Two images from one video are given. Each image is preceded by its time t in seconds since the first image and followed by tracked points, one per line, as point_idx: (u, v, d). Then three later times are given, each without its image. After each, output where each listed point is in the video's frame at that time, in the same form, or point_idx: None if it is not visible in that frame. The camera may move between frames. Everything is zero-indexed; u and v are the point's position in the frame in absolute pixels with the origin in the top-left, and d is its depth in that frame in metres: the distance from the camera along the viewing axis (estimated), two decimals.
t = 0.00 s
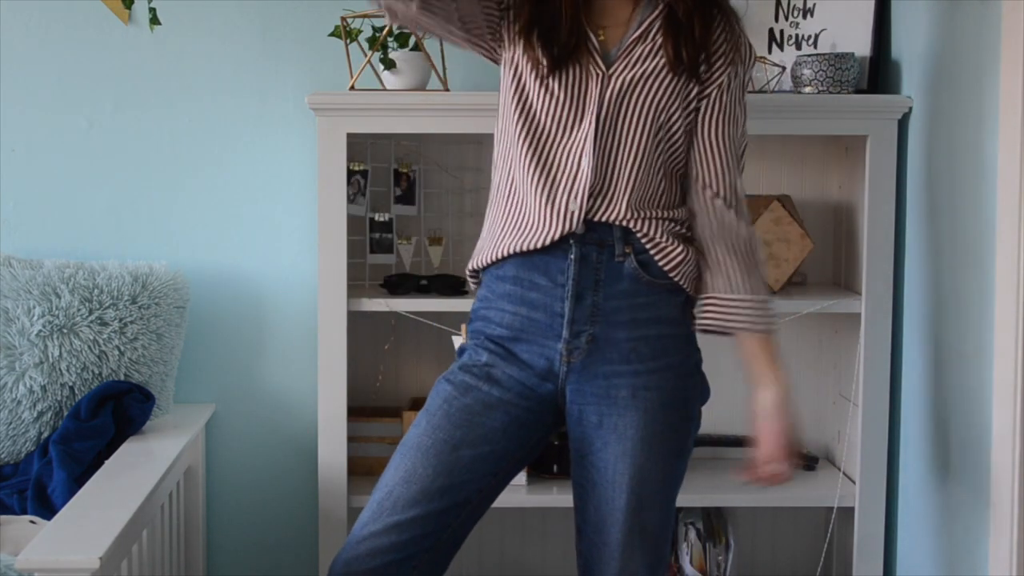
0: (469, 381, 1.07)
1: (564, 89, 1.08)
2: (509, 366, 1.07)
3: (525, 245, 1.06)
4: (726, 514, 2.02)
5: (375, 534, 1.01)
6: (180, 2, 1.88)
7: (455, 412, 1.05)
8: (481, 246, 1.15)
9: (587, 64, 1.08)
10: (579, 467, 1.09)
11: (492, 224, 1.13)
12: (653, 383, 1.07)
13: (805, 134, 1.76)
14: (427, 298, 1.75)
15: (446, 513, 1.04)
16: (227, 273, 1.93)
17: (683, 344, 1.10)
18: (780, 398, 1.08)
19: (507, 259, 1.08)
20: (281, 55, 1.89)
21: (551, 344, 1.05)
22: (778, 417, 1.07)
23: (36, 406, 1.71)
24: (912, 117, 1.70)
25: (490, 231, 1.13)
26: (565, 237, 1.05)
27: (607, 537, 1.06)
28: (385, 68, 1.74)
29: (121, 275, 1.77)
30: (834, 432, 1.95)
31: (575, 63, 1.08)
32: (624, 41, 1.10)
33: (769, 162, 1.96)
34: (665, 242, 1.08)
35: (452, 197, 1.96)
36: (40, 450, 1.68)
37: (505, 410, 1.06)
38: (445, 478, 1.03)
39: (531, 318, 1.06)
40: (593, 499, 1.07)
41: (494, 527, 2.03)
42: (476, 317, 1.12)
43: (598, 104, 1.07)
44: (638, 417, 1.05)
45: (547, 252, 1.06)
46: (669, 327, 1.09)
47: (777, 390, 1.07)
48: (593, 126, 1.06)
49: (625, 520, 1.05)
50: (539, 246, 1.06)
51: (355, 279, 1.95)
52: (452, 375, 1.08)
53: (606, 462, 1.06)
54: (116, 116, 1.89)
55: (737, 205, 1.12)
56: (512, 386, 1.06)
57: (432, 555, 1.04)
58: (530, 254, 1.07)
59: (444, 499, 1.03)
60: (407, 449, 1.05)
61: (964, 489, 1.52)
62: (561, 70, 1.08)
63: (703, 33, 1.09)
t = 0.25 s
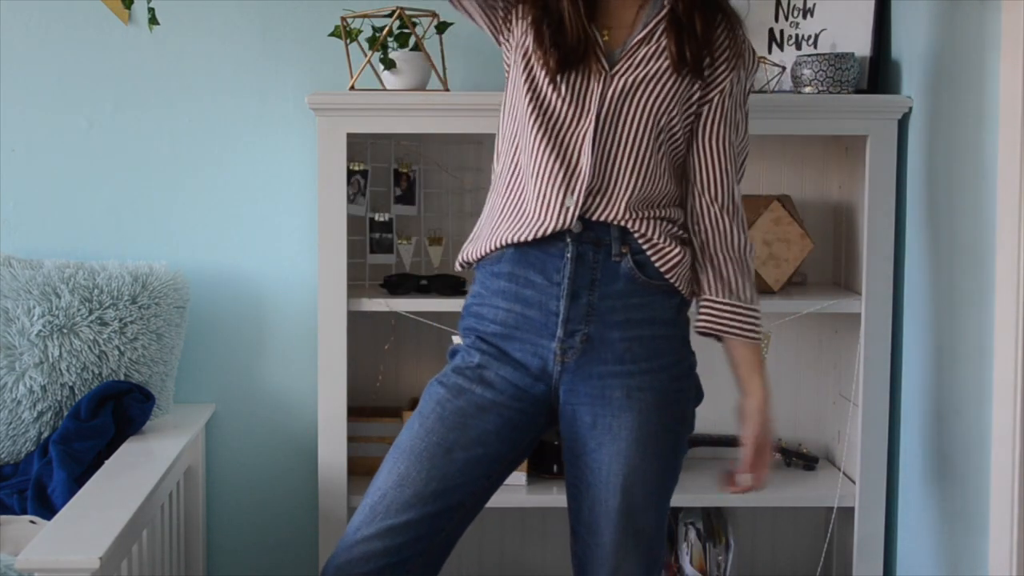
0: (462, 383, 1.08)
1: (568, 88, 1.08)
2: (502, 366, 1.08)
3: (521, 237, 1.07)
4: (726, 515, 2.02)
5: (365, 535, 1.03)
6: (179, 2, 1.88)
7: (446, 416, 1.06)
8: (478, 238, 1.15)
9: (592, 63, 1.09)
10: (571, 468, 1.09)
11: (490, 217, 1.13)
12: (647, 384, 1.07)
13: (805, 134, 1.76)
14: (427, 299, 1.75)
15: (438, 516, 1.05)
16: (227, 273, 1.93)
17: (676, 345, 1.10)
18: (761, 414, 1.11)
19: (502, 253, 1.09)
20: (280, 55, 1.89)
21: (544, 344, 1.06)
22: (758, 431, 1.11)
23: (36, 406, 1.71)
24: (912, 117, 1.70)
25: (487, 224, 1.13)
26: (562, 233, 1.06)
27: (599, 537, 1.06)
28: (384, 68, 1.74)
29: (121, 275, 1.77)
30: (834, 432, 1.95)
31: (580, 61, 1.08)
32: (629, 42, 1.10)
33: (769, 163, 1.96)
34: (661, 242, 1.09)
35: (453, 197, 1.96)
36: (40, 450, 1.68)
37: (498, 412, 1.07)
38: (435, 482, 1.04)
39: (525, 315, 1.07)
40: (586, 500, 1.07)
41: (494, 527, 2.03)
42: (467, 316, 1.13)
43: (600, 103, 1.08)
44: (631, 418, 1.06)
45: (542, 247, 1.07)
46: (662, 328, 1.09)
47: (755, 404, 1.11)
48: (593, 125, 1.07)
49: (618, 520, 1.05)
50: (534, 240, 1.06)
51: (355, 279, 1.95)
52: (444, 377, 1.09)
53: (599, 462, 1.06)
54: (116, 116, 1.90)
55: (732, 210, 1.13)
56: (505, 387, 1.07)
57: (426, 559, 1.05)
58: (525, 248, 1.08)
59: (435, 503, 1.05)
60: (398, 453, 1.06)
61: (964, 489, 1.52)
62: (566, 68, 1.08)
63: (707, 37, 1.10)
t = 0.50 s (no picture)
0: (448, 382, 1.05)
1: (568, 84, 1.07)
2: (488, 362, 1.05)
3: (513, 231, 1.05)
4: (727, 515, 2.01)
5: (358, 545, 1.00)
6: (180, 2, 1.88)
7: (434, 415, 1.03)
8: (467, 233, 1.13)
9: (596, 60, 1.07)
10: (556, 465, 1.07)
11: (481, 212, 1.11)
12: (634, 383, 1.05)
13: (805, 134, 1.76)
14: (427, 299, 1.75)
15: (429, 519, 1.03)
16: (228, 273, 1.93)
17: (663, 347, 1.08)
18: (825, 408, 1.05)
19: (493, 244, 1.07)
20: (280, 55, 1.89)
21: (530, 339, 1.04)
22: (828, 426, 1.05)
23: (36, 406, 1.71)
24: (912, 117, 1.70)
25: (478, 219, 1.11)
26: (554, 229, 1.04)
27: (581, 535, 1.05)
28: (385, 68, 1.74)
29: (121, 275, 1.77)
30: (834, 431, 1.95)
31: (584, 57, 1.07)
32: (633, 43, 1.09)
33: (769, 162, 1.96)
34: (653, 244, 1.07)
35: (453, 197, 1.96)
36: (40, 450, 1.68)
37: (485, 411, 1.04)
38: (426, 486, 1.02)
39: (512, 309, 1.05)
40: (571, 498, 1.06)
41: (494, 527, 2.03)
42: (452, 311, 1.10)
43: (601, 100, 1.06)
44: (616, 417, 1.03)
45: (531, 240, 1.05)
46: (649, 329, 1.07)
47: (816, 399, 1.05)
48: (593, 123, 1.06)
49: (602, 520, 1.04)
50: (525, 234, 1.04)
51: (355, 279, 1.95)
52: (428, 375, 1.06)
53: (585, 463, 1.04)
54: (116, 116, 1.90)
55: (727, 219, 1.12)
56: (492, 385, 1.05)
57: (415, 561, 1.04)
58: (514, 241, 1.06)
59: (427, 507, 1.03)
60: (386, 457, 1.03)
61: (964, 489, 1.52)
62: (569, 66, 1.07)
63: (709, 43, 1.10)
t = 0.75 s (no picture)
0: (440, 396, 1.00)
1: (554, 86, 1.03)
2: (479, 371, 1.00)
3: (499, 238, 1.01)
4: (727, 516, 1.99)
5: None
6: (180, 2, 1.88)
7: (433, 431, 0.99)
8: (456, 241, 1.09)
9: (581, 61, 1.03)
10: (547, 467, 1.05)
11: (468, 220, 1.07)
12: (628, 383, 1.02)
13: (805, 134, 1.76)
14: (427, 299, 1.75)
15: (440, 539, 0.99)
16: (228, 273, 1.93)
17: (652, 347, 1.05)
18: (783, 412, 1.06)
19: (480, 251, 1.03)
20: (281, 55, 1.89)
21: (523, 344, 1.00)
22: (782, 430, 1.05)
23: (36, 406, 1.71)
24: (912, 117, 1.70)
25: (466, 226, 1.07)
26: (542, 234, 1.00)
27: (575, 538, 1.03)
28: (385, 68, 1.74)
29: (121, 275, 1.77)
30: (834, 431, 1.95)
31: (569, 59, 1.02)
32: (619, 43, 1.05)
33: (768, 162, 1.96)
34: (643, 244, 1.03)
35: (453, 197, 1.96)
36: (40, 450, 1.68)
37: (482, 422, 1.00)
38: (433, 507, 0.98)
39: (502, 314, 1.00)
40: (564, 500, 1.03)
41: (494, 527, 2.03)
42: (437, 318, 1.05)
43: (588, 103, 1.02)
44: (609, 418, 1.01)
45: (522, 246, 1.01)
46: (639, 328, 1.04)
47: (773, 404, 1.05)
48: (580, 125, 1.02)
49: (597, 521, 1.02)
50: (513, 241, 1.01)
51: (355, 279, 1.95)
52: (417, 388, 1.01)
53: (579, 465, 1.01)
54: (117, 116, 1.90)
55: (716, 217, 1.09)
56: (485, 393, 1.00)
57: None
58: (504, 247, 1.02)
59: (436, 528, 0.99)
60: (389, 479, 0.99)
61: (964, 489, 1.52)
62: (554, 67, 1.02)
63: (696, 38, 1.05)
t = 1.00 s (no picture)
0: (442, 408, 0.97)
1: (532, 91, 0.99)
2: (479, 379, 0.98)
3: (492, 247, 0.99)
4: (727, 516, 2.00)
5: None
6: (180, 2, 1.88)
7: (439, 445, 0.97)
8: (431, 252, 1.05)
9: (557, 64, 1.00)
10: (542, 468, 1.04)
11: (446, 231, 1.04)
12: (626, 379, 1.02)
13: (805, 134, 1.76)
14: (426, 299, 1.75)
15: (460, 553, 0.98)
16: (227, 273, 1.93)
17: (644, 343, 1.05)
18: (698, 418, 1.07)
19: (471, 257, 0.99)
20: (281, 55, 1.89)
21: (522, 347, 0.98)
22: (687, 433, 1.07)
23: (36, 406, 1.71)
24: (912, 117, 1.70)
25: (444, 236, 1.04)
26: (539, 238, 0.99)
27: (578, 538, 1.02)
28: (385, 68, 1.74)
29: (121, 275, 1.77)
30: (834, 431, 1.95)
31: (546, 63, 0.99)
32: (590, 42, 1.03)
33: (768, 163, 1.96)
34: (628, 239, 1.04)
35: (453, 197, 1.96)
36: (40, 450, 1.68)
37: (488, 432, 0.98)
38: (451, 523, 0.97)
39: (499, 319, 0.98)
40: (563, 501, 1.03)
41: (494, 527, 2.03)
42: (422, 327, 1.02)
43: (570, 107, 1.00)
44: (608, 416, 1.01)
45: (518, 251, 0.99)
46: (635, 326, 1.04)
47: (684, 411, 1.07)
48: (566, 128, 1.00)
49: (599, 519, 1.02)
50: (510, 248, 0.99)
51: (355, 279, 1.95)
52: (415, 405, 0.98)
53: (580, 464, 1.01)
54: (116, 116, 1.90)
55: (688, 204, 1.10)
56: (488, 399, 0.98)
57: None
58: (499, 252, 0.99)
59: (457, 546, 0.98)
60: (403, 503, 0.97)
61: (965, 490, 1.52)
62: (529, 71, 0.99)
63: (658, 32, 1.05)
